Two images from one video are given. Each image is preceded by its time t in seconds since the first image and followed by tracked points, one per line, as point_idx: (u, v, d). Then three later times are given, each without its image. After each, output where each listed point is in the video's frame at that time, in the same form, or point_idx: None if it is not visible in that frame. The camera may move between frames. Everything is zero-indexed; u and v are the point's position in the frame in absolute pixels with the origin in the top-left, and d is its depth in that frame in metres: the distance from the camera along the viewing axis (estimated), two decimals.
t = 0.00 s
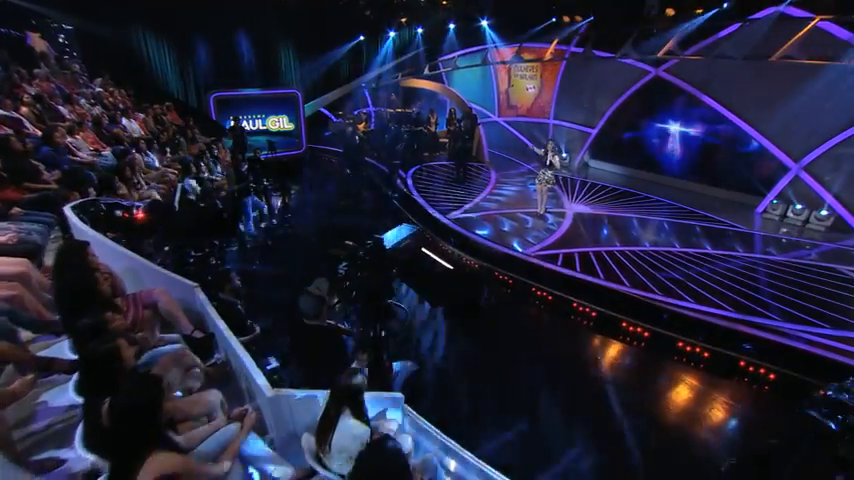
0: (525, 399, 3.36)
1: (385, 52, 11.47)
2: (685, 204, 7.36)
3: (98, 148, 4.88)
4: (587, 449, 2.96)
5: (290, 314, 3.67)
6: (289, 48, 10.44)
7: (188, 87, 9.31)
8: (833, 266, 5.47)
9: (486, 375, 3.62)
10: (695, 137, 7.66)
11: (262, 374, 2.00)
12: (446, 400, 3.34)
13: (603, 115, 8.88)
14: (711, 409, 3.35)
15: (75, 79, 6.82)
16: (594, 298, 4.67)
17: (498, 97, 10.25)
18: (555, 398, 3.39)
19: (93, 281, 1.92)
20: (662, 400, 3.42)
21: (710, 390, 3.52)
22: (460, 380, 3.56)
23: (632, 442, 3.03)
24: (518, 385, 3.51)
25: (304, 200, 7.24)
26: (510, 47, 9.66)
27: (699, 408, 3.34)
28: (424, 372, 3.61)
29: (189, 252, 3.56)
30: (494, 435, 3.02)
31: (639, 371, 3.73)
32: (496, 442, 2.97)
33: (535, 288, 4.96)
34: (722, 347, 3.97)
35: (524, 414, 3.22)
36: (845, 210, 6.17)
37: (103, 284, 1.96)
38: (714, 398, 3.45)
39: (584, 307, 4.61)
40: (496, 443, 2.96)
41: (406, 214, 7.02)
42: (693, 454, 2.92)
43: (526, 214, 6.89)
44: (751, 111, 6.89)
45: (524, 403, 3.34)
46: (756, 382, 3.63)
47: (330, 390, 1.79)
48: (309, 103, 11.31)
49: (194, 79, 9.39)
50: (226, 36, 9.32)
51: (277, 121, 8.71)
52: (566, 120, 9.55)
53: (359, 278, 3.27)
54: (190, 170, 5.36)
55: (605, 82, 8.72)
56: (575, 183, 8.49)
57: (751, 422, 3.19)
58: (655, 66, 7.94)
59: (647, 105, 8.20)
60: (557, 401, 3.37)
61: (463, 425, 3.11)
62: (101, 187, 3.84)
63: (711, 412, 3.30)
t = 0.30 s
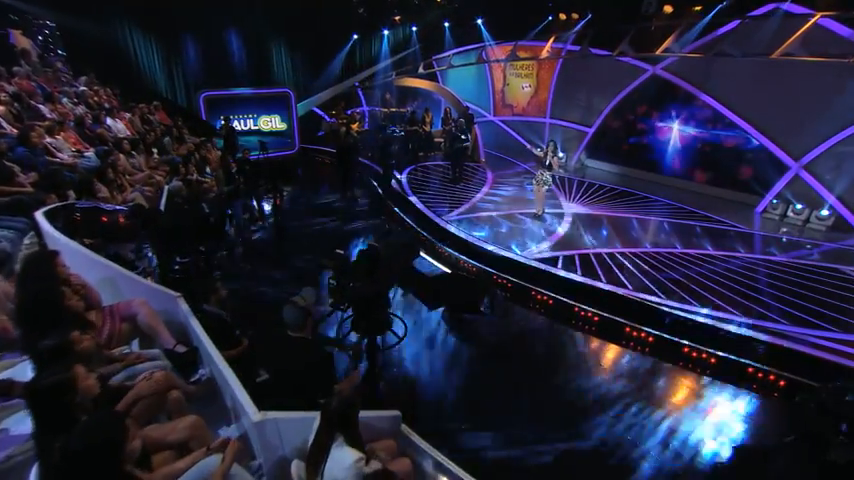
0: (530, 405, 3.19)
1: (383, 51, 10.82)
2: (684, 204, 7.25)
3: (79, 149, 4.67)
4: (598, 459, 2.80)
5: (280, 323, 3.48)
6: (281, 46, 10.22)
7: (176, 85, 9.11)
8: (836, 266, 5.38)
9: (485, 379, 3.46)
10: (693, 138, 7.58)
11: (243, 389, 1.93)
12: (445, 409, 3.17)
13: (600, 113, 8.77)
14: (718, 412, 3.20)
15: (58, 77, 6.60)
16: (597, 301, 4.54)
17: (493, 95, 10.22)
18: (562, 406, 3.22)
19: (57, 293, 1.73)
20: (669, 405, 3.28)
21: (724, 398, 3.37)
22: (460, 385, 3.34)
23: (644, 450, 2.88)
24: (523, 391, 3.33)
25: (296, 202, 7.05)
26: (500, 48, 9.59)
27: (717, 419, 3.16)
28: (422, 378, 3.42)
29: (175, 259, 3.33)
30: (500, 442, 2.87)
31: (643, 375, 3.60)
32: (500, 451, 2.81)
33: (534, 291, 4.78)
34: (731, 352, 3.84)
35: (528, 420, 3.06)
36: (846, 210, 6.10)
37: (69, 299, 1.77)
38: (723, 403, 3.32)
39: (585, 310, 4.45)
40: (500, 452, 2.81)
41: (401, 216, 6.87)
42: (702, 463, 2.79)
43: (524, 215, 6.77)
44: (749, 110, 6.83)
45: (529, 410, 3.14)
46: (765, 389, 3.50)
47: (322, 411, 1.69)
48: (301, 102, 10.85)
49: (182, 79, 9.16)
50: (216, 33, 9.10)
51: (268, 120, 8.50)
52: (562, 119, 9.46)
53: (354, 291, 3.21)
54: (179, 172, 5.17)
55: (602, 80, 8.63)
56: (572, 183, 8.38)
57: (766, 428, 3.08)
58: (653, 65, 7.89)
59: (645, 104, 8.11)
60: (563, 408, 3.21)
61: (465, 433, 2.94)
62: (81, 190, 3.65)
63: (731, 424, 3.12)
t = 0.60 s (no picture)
0: (537, 414, 3.00)
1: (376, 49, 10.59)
2: (683, 204, 7.13)
3: (57, 149, 4.46)
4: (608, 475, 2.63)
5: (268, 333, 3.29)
6: (271, 44, 9.99)
7: (164, 84, 8.85)
8: (839, 267, 5.27)
9: (488, 384, 3.27)
10: (690, 136, 7.49)
11: (223, 409, 1.85)
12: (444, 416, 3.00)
13: (597, 111, 8.67)
14: (712, 412, 3.15)
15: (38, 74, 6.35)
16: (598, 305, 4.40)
17: (488, 94, 10.09)
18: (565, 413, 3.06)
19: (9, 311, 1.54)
20: (673, 411, 3.15)
21: (732, 403, 3.24)
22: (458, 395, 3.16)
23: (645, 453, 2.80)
24: (525, 399, 3.15)
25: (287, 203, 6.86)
26: (495, 45, 9.44)
27: (730, 430, 3.01)
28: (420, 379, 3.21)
29: (157, 266, 3.14)
30: (507, 454, 2.68)
31: (643, 376, 3.48)
32: (509, 464, 2.60)
33: (533, 295, 4.60)
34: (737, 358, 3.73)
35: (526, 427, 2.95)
36: (846, 209, 6.01)
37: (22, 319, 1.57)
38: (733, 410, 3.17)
39: (586, 315, 4.28)
40: (508, 466, 2.60)
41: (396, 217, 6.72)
42: (727, 463, 2.60)
43: (521, 216, 6.62)
44: (747, 108, 6.74)
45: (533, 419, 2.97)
46: (775, 395, 3.36)
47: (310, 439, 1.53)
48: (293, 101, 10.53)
49: (169, 78, 8.91)
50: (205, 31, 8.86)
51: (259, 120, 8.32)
52: (558, 118, 9.34)
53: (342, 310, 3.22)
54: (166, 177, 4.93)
55: (598, 78, 8.52)
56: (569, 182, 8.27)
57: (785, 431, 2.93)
58: (650, 62, 7.78)
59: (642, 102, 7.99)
60: (572, 416, 3.02)
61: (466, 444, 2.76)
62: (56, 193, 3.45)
63: (742, 433, 2.98)
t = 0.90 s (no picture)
0: (540, 426, 2.86)
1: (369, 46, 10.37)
2: (681, 204, 7.02)
3: (30, 149, 4.22)
4: None
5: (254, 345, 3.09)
6: (260, 42, 9.76)
7: (148, 82, 8.58)
8: (841, 267, 5.19)
9: (489, 394, 3.12)
10: (686, 135, 7.41)
11: (196, 443, 1.75)
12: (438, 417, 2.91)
13: (592, 109, 8.56)
14: (710, 414, 3.10)
15: (15, 72, 6.09)
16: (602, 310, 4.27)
17: (481, 92, 9.94)
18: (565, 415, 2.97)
19: None
20: (671, 408, 3.12)
21: (735, 408, 3.16)
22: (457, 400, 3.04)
23: (627, 421, 2.99)
24: (527, 409, 3.01)
25: (276, 205, 6.66)
26: (489, 41, 9.20)
27: (729, 429, 2.97)
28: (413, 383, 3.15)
29: (135, 275, 3.09)
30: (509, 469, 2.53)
31: (641, 379, 3.41)
32: None
33: (532, 299, 4.46)
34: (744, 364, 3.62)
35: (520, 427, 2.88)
36: (845, 207, 5.96)
37: None
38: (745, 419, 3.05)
39: (587, 320, 4.14)
40: None
41: (389, 219, 6.56)
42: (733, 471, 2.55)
43: (517, 217, 6.47)
44: (745, 106, 6.66)
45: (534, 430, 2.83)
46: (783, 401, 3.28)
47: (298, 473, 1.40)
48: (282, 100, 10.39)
49: (154, 76, 8.65)
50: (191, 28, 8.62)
51: (248, 119, 8.08)
52: (552, 115, 9.22)
53: (333, 325, 3.22)
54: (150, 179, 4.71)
55: (593, 75, 8.40)
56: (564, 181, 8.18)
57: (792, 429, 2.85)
58: (646, 59, 7.68)
59: (639, 100, 7.87)
60: (575, 427, 2.89)
61: (464, 460, 2.61)
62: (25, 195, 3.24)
63: (745, 435, 2.93)
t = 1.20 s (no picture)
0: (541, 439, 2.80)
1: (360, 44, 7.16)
2: (678, 204, 6.93)
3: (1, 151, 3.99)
4: None
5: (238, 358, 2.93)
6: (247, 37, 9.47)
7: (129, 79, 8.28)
8: (842, 267, 5.09)
9: (491, 400, 2.93)
10: (682, 133, 7.37)
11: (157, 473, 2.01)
12: (439, 421, 2.89)
13: (587, 108, 8.56)
14: (706, 416, 3.10)
15: None
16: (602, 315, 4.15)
17: (474, 90, 9.47)
18: (566, 412, 2.92)
19: None
20: (670, 409, 3.13)
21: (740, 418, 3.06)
22: (457, 404, 2.92)
23: (629, 421, 3.02)
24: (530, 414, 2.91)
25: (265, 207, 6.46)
26: (484, 40, 8.37)
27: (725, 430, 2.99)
28: (413, 378, 2.96)
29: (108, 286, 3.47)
30: None
31: (637, 383, 3.35)
32: None
33: (530, 304, 4.32)
34: (748, 369, 3.53)
35: (515, 431, 2.90)
36: (844, 207, 5.89)
37: None
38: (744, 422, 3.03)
39: (587, 325, 4.00)
40: None
41: (382, 221, 6.37)
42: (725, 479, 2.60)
43: (513, 219, 6.33)
44: (741, 104, 6.58)
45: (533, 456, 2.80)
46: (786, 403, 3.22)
47: None
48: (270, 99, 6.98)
49: (138, 74, 5.44)
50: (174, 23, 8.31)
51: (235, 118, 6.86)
52: (546, 114, 9.20)
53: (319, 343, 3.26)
54: (132, 186, 4.17)
55: (586, 75, 8.43)
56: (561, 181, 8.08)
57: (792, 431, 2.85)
58: (640, 56, 7.60)
59: (635, 98, 7.79)
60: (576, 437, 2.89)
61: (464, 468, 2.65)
62: None
63: (745, 434, 2.96)
